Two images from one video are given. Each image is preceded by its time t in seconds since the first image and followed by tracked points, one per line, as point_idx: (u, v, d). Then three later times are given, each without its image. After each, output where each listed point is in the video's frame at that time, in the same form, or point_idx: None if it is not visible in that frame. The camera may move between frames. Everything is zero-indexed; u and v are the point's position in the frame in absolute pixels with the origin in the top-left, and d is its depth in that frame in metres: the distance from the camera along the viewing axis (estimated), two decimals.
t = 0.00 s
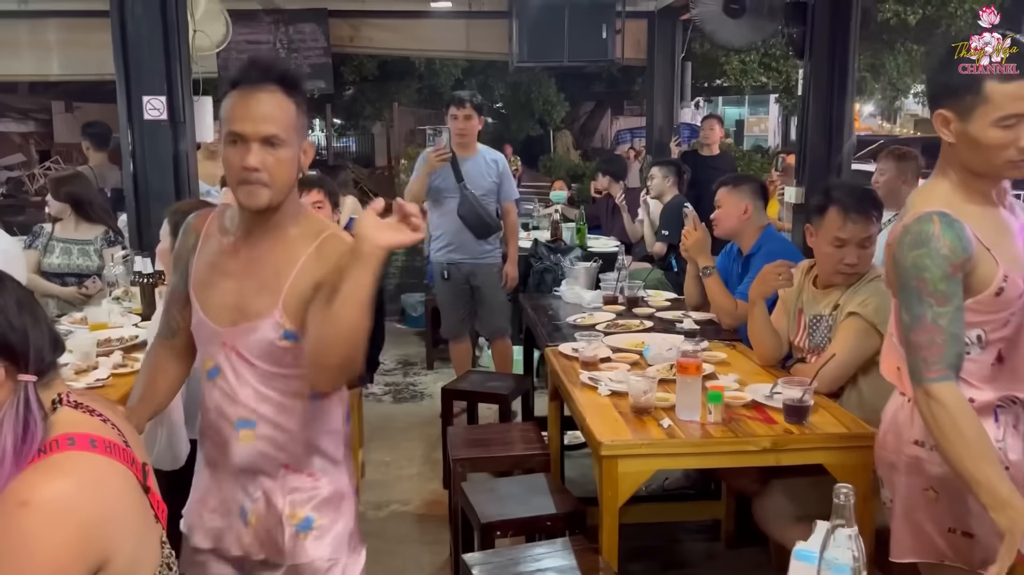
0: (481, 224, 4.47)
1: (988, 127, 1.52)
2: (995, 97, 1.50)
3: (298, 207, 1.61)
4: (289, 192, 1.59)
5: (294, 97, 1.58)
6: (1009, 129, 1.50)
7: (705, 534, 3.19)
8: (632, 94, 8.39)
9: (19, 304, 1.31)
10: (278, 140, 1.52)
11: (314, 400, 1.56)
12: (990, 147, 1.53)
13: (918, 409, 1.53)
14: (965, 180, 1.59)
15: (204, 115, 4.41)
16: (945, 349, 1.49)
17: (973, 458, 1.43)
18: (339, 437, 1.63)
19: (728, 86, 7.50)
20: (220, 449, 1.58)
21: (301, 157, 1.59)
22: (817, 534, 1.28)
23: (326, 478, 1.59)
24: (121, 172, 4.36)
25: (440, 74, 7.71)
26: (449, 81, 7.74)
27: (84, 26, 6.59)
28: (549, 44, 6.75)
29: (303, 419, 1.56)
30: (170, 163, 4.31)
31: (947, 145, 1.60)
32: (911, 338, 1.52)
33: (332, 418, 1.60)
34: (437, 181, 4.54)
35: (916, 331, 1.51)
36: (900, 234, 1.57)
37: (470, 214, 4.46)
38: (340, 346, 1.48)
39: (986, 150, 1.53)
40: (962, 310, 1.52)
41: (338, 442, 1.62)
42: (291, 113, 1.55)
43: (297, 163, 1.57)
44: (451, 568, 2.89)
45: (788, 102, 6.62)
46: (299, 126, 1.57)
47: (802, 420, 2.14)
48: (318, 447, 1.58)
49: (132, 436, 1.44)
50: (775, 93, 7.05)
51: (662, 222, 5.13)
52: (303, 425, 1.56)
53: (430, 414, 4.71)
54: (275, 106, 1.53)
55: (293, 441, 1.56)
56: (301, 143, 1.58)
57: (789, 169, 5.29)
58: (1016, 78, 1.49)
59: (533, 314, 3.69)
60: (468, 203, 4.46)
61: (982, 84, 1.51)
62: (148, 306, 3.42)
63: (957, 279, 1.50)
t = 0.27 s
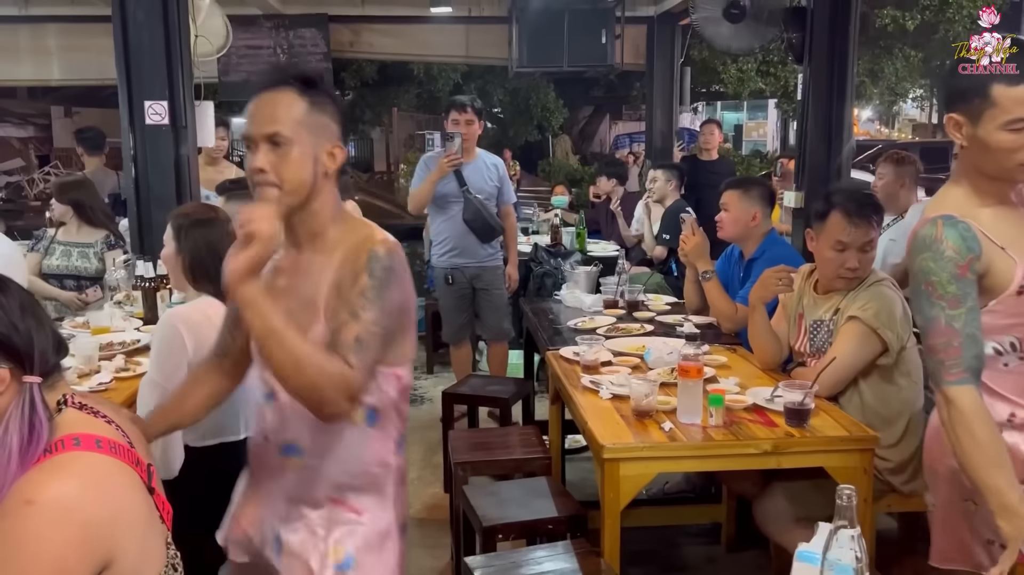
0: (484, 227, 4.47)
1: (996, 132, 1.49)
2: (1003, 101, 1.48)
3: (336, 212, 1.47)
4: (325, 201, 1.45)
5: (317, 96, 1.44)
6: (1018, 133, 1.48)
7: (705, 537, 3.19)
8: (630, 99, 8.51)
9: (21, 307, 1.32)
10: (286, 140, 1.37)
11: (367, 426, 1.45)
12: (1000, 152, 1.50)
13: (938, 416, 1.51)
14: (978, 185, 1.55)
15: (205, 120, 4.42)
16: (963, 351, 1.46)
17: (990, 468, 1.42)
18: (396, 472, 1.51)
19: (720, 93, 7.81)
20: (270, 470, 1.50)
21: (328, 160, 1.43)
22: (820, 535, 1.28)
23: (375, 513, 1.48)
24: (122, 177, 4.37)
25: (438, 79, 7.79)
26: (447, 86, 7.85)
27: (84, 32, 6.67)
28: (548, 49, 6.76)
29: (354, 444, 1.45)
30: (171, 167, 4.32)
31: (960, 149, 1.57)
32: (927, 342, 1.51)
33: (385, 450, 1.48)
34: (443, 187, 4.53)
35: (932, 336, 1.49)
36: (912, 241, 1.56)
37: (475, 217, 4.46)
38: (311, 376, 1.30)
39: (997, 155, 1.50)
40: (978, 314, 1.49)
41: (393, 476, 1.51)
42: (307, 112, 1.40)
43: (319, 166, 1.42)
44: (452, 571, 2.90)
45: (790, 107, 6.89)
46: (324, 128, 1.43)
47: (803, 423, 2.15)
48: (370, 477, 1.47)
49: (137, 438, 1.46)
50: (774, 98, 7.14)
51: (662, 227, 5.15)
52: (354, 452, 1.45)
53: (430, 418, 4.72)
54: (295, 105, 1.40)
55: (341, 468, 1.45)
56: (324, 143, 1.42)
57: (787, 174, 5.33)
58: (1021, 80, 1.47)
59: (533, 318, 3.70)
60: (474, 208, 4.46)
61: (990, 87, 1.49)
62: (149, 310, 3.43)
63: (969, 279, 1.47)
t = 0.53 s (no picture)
0: (489, 230, 4.47)
1: (995, 140, 1.47)
2: (998, 110, 1.46)
3: (367, 186, 1.26)
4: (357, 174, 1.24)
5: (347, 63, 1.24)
6: (1015, 143, 1.45)
7: (700, 540, 3.20)
8: (624, 103, 8.55)
9: (17, 311, 1.31)
10: (304, 109, 1.19)
11: (386, 417, 1.25)
12: (998, 161, 1.47)
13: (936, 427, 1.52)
14: (974, 196, 1.54)
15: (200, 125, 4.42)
16: (957, 360, 1.47)
17: (983, 479, 1.45)
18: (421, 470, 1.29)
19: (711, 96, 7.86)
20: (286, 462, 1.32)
21: (355, 135, 1.22)
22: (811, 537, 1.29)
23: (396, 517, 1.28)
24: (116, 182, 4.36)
25: (433, 84, 7.77)
26: (443, 91, 7.79)
27: (77, 37, 6.67)
28: (542, 54, 6.78)
29: (371, 435, 1.25)
30: (165, 172, 4.31)
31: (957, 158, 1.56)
32: (921, 349, 1.51)
33: (409, 445, 1.26)
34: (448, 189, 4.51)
35: (926, 344, 1.50)
36: (902, 247, 1.55)
37: (479, 220, 4.45)
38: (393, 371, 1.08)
39: (995, 166, 1.48)
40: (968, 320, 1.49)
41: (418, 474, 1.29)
42: (333, 78, 1.20)
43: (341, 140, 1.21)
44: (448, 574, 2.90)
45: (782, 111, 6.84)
46: (352, 96, 1.22)
47: (795, 425, 2.15)
48: (386, 474, 1.26)
49: (131, 443, 1.45)
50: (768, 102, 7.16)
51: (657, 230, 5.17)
52: (374, 444, 1.25)
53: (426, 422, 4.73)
54: (323, 71, 1.21)
55: (357, 462, 1.26)
56: (351, 113, 1.21)
57: (781, 178, 5.35)
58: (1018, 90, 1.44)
59: (528, 321, 3.71)
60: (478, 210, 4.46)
61: (985, 97, 1.47)
62: (144, 315, 3.43)
63: (958, 288, 1.47)
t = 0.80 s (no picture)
0: (486, 232, 4.49)
1: (967, 155, 1.39)
2: (967, 124, 1.37)
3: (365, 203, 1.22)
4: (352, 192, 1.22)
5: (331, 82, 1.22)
6: (989, 157, 1.36)
7: (687, 542, 3.21)
8: (611, 106, 8.62)
9: None
10: (289, 130, 1.18)
11: (394, 440, 1.24)
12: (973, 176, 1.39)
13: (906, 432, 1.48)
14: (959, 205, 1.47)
15: (183, 130, 4.40)
16: (930, 368, 1.43)
17: (960, 481, 1.39)
18: (435, 491, 1.29)
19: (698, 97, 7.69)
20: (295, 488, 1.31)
21: (340, 154, 1.19)
22: (792, 537, 1.30)
23: (410, 539, 1.28)
24: (99, 188, 4.34)
25: (419, 90, 7.74)
26: (429, 97, 7.79)
27: (60, 43, 6.63)
28: (526, 58, 6.80)
29: (379, 459, 1.25)
30: (149, 177, 4.29)
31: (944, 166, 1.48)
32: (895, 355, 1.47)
33: (419, 466, 1.26)
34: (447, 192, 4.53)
35: (901, 350, 1.46)
36: (883, 246, 1.51)
37: (477, 223, 4.46)
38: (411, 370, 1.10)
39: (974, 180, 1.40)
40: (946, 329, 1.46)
41: (430, 496, 1.29)
42: (315, 99, 1.19)
43: (327, 160, 1.18)
44: None
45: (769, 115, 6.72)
46: (336, 114, 1.19)
47: (779, 426, 2.16)
48: (399, 499, 1.26)
49: (115, 451, 1.44)
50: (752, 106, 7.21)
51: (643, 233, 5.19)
52: (383, 468, 1.25)
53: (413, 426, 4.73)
54: (310, 91, 1.20)
55: (368, 487, 1.25)
56: (335, 132, 1.19)
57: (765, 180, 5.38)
58: (987, 104, 1.35)
59: (514, 324, 3.71)
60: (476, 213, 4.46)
61: (955, 111, 1.39)
62: (127, 321, 3.41)
63: (936, 297, 1.43)
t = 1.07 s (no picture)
0: (478, 238, 4.49)
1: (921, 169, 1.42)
2: (916, 141, 1.40)
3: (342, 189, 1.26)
4: (310, 181, 1.23)
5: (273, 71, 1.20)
6: (940, 170, 1.39)
7: (670, 543, 3.21)
8: (592, 110, 8.69)
9: None
10: (238, 127, 1.20)
11: (364, 439, 1.27)
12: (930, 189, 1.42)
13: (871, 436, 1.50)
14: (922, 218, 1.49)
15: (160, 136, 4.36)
16: (896, 378, 1.44)
17: (928, 482, 1.41)
18: (405, 494, 1.32)
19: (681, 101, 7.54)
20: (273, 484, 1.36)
21: (288, 141, 1.20)
22: (770, 537, 1.30)
23: (378, 541, 1.30)
24: (76, 195, 4.30)
25: (399, 97, 7.76)
26: (409, 104, 7.79)
27: (36, 50, 6.59)
28: (505, 62, 6.79)
29: (350, 459, 1.28)
30: (125, 184, 4.26)
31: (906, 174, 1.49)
32: (864, 363, 1.48)
33: (387, 469, 1.29)
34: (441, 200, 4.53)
35: (869, 358, 1.46)
36: (866, 254, 1.48)
37: (470, 228, 4.46)
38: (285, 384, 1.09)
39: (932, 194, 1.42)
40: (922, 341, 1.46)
41: (400, 499, 1.32)
42: (250, 90, 1.19)
43: (273, 153, 1.20)
44: None
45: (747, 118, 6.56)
46: (276, 101, 1.19)
47: (759, 426, 2.17)
48: (368, 501, 1.30)
49: (89, 463, 1.43)
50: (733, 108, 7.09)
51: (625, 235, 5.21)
52: (352, 469, 1.28)
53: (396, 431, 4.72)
54: (259, 83, 1.19)
55: (339, 489, 1.29)
56: (277, 118, 1.19)
57: (746, 182, 5.41)
58: (929, 122, 1.38)
59: (495, 328, 3.71)
60: (468, 217, 4.47)
61: (904, 129, 1.42)
62: (104, 330, 3.38)
63: (914, 311, 1.42)
